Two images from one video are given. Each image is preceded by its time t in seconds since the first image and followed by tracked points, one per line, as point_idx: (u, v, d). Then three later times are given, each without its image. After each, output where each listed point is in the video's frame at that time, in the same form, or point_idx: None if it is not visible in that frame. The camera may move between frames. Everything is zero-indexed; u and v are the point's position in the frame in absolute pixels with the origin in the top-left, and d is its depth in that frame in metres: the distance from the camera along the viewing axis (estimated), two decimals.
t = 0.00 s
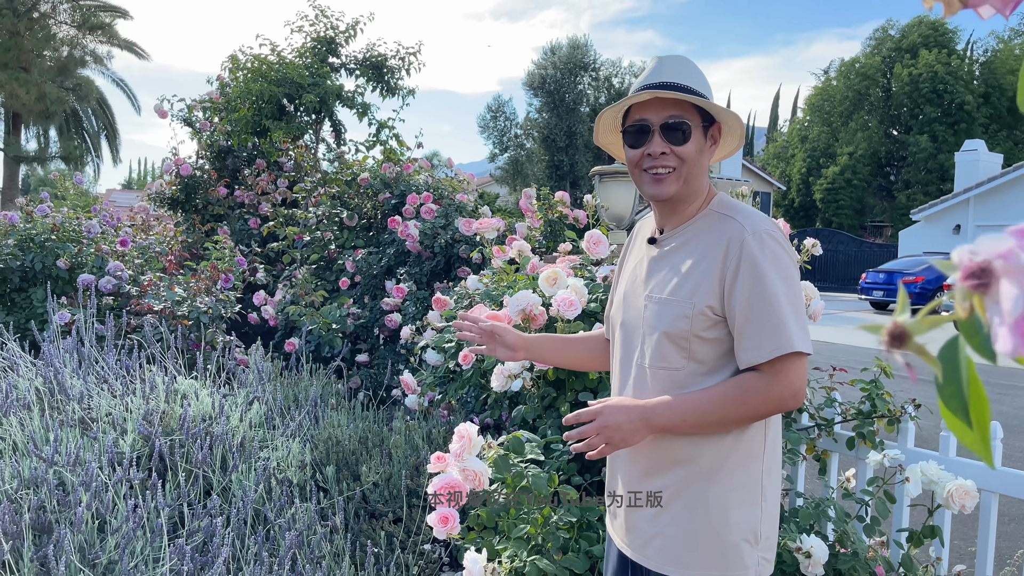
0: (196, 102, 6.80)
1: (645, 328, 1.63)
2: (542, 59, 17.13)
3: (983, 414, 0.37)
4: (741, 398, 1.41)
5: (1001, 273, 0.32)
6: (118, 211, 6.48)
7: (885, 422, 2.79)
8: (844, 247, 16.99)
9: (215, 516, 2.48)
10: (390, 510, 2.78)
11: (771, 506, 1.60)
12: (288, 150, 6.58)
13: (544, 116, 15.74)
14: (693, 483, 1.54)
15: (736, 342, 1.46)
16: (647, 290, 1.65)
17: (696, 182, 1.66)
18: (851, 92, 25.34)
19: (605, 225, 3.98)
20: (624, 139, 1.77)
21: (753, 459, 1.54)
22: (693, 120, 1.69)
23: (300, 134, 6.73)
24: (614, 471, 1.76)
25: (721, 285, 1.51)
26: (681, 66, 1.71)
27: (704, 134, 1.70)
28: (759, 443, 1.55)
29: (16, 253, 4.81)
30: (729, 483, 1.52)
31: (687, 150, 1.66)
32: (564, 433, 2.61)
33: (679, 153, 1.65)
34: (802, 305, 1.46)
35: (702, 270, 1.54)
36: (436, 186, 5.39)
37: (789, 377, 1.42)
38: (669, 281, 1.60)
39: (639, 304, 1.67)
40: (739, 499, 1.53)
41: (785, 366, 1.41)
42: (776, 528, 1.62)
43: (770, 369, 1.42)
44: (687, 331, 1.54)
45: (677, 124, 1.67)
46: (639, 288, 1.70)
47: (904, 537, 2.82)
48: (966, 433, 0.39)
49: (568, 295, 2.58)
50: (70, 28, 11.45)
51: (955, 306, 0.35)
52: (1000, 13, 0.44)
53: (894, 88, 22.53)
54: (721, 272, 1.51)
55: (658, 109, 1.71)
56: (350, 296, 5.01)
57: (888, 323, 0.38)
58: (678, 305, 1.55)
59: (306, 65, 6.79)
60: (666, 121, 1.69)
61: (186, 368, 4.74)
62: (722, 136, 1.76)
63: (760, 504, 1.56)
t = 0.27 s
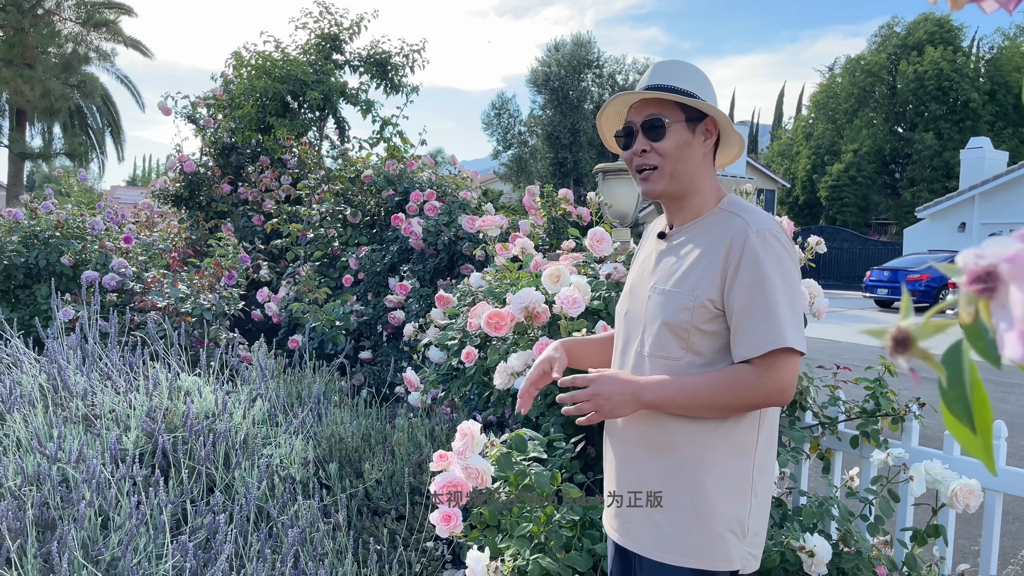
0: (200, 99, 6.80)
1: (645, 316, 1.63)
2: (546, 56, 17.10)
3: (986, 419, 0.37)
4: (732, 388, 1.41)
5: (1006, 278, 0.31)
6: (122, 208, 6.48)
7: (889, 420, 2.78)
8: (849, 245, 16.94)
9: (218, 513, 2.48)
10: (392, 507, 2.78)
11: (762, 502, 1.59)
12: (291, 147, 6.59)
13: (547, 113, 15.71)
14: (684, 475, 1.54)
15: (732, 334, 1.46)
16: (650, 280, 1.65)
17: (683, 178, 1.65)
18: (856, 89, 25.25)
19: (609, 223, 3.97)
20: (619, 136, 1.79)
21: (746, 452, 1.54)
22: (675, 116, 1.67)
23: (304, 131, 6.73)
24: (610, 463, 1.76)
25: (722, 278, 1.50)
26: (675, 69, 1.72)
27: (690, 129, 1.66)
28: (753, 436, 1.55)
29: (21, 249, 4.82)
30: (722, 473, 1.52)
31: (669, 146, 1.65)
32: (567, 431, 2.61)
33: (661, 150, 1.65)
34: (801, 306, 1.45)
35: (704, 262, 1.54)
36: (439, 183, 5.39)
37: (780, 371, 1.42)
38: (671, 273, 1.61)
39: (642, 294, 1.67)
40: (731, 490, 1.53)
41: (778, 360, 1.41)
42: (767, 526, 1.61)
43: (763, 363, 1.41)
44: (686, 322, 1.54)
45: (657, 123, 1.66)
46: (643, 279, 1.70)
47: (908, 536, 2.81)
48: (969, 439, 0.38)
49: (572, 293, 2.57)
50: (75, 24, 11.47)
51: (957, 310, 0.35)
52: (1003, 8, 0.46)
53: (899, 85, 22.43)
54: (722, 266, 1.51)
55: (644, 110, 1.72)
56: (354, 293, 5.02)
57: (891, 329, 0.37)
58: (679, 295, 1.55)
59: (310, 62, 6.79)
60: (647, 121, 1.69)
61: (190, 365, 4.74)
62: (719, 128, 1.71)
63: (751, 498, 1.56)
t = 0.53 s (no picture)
0: (203, 97, 6.81)
1: (640, 310, 1.66)
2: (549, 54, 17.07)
3: (982, 422, 0.37)
4: (709, 374, 1.42)
5: (1005, 276, 0.32)
6: (125, 206, 6.49)
7: (892, 420, 2.77)
8: (852, 244, 16.91)
9: (220, 512, 2.48)
10: (394, 506, 2.78)
11: (753, 493, 1.59)
12: (295, 146, 6.60)
13: (550, 111, 15.69)
14: (672, 465, 1.56)
15: (715, 325, 1.46)
16: (647, 275, 1.68)
17: (686, 179, 1.65)
18: (860, 87, 25.18)
19: (611, 221, 3.97)
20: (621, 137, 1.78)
21: (734, 444, 1.54)
22: (678, 119, 1.66)
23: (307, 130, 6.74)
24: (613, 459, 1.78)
25: (706, 270, 1.51)
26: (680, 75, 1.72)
27: (693, 131, 1.66)
28: (742, 427, 1.55)
29: (24, 247, 4.83)
30: (712, 464, 1.53)
31: (673, 148, 1.64)
32: (569, 429, 2.61)
33: (665, 151, 1.64)
34: (782, 296, 1.44)
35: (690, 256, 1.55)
36: (442, 182, 5.39)
37: (758, 360, 1.40)
38: (665, 267, 1.62)
39: (639, 289, 1.70)
40: (720, 480, 1.53)
41: (755, 349, 1.40)
42: (758, 517, 1.61)
43: (741, 351, 1.41)
44: (675, 314, 1.55)
45: (661, 125, 1.66)
46: (642, 275, 1.73)
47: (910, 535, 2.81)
48: (963, 442, 0.38)
49: (574, 292, 2.56)
50: (79, 23, 11.49)
51: (959, 311, 0.35)
52: (1005, 11, 0.47)
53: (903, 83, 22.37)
54: (707, 258, 1.51)
55: (648, 112, 1.71)
56: (356, 292, 5.03)
57: (892, 329, 0.37)
58: (668, 287, 1.57)
59: (314, 60, 6.80)
60: (651, 123, 1.68)
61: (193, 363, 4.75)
62: (724, 130, 1.71)
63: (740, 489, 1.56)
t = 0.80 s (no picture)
0: (206, 97, 6.82)
1: (638, 311, 1.66)
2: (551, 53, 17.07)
3: (982, 422, 0.37)
4: (706, 368, 1.42)
5: (1007, 274, 0.32)
6: (128, 205, 6.50)
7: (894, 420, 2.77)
8: (854, 243, 16.89)
9: (222, 511, 2.49)
10: (396, 505, 2.79)
11: (761, 482, 1.58)
12: (297, 145, 6.62)
13: (553, 110, 15.69)
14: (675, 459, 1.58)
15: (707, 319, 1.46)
16: (642, 276, 1.68)
17: (679, 182, 1.66)
18: (862, 86, 25.15)
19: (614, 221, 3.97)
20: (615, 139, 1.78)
21: (734, 435, 1.54)
22: (673, 123, 1.67)
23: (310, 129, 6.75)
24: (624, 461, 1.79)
25: (696, 267, 1.52)
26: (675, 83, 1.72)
27: (687, 136, 1.67)
28: (739, 418, 1.55)
29: (26, 246, 4.84)
30: (714, 455, 1.53)
31: (667, 152, 1.65)
32: (570, 429, 2.61)
33: (659, 155, 1.65)
34: (770, 285, 1.44)
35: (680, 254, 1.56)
36: (444, 181, 5.39)
37: (752, 349, 1.40)
38: (657, 267, 1.63)
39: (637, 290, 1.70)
40: (723, 472, 1.53)
41: (748, 338, 1.40)
42: (770, 505, 1.60)
43: (734, 342, 1.41)
44: (669, 313, 1.55)
45: (656, 129, 1.66)
46: (639, 276, 1.73)
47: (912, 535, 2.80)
48: (964, 442, 0.38)
49: (575, 291, 2.56)
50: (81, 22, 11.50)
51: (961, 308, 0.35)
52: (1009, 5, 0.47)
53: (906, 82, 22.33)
54: (696, 255, 1.52)
55: (642, 116, 1.71)
56: (358, 291, 5.04)
57: (893, 326, 0.38)
58: (661, 287, 1.58)
59: (317, 60, 6.80)
60: (646, 126, 1.68)
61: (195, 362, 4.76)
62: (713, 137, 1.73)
63: (745, 479, 1.55)
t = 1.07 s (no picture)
0: (207, 97, 6.82)
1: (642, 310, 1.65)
2: (552, 54, 17.07)
3: (980, 428, 0.37)
4: (719, 361, 1.42)
5: (1003, 283, 0.31)
6: (128, 206, 6.50)
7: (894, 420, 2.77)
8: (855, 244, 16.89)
9: (222, 511, 2.49)
10: (396, 505, 2.79)
11: (765, 477, 1.59)
12: (298, 145, 6.65)
13: (553, 111, 15.69)
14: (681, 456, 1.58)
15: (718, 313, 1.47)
16: (643, 275, 1.67)
17: (677, 183, 1.67)
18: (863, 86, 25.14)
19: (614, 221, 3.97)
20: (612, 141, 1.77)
21: (738, 431, 1.55)
22: (672, 125, 1.68)
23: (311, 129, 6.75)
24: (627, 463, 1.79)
25: (703, 262, 1.52)
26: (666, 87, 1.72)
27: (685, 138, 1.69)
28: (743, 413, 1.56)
29: (27, 247, 4.84)
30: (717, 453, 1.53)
31: (668, 153, 1.66)
32: (571, 429, 2.61)
33: (660, 156, 1.65)
34: (777, 277, 1.46)
35: (686, 250, 1.56)
36: (445, 181, 5.39)
37: (764, 340, 1.41)
38: (660, 266, 1.62)
39: (638, 290, 1.69)
40: (729, 467, 1.53)
41: (759, 330, 1.41)
42: (774, 500, 1.60)
43: (747, 334, 1.42)
44: (677, 309, 1.55)
45: (656, 130, 1.66)
46: (638, 275, 1.72)
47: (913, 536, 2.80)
48: (960, 448, 0.38)
49: (575, 292, 2.57)
50: (82, 23, 11.51)
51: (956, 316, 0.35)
52: (1004, 12, 0.47)
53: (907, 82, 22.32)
54: (703, 250, 1.52)
55: (641, 117, 1.71)
56: (359, 291, 5.04)
57: (890, 334, 0.38)
58: (667, 284, 1.57)
59: (318, 60, 6.81)
60: (646, 127, 1.68)
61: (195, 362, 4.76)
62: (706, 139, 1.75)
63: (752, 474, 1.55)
